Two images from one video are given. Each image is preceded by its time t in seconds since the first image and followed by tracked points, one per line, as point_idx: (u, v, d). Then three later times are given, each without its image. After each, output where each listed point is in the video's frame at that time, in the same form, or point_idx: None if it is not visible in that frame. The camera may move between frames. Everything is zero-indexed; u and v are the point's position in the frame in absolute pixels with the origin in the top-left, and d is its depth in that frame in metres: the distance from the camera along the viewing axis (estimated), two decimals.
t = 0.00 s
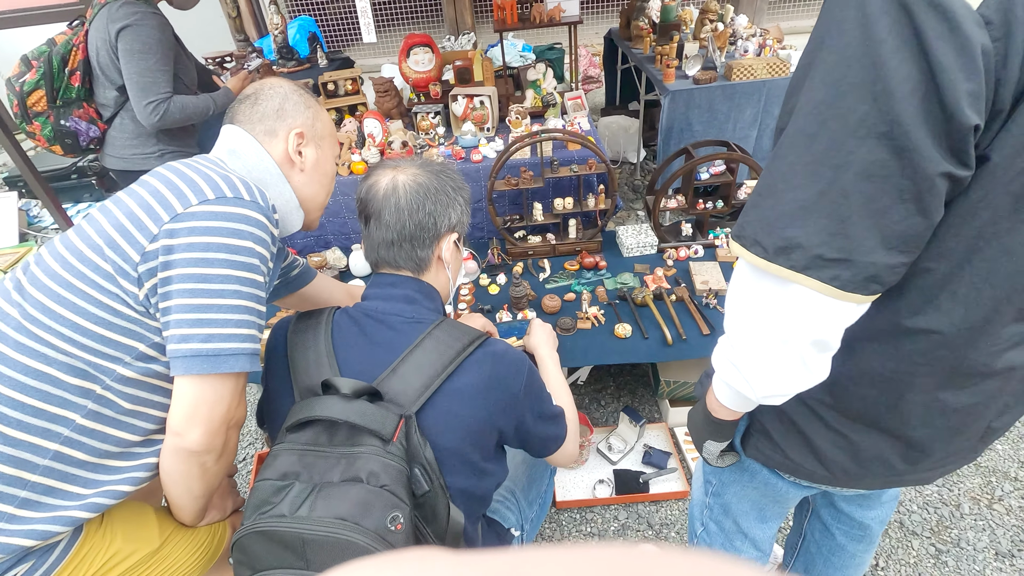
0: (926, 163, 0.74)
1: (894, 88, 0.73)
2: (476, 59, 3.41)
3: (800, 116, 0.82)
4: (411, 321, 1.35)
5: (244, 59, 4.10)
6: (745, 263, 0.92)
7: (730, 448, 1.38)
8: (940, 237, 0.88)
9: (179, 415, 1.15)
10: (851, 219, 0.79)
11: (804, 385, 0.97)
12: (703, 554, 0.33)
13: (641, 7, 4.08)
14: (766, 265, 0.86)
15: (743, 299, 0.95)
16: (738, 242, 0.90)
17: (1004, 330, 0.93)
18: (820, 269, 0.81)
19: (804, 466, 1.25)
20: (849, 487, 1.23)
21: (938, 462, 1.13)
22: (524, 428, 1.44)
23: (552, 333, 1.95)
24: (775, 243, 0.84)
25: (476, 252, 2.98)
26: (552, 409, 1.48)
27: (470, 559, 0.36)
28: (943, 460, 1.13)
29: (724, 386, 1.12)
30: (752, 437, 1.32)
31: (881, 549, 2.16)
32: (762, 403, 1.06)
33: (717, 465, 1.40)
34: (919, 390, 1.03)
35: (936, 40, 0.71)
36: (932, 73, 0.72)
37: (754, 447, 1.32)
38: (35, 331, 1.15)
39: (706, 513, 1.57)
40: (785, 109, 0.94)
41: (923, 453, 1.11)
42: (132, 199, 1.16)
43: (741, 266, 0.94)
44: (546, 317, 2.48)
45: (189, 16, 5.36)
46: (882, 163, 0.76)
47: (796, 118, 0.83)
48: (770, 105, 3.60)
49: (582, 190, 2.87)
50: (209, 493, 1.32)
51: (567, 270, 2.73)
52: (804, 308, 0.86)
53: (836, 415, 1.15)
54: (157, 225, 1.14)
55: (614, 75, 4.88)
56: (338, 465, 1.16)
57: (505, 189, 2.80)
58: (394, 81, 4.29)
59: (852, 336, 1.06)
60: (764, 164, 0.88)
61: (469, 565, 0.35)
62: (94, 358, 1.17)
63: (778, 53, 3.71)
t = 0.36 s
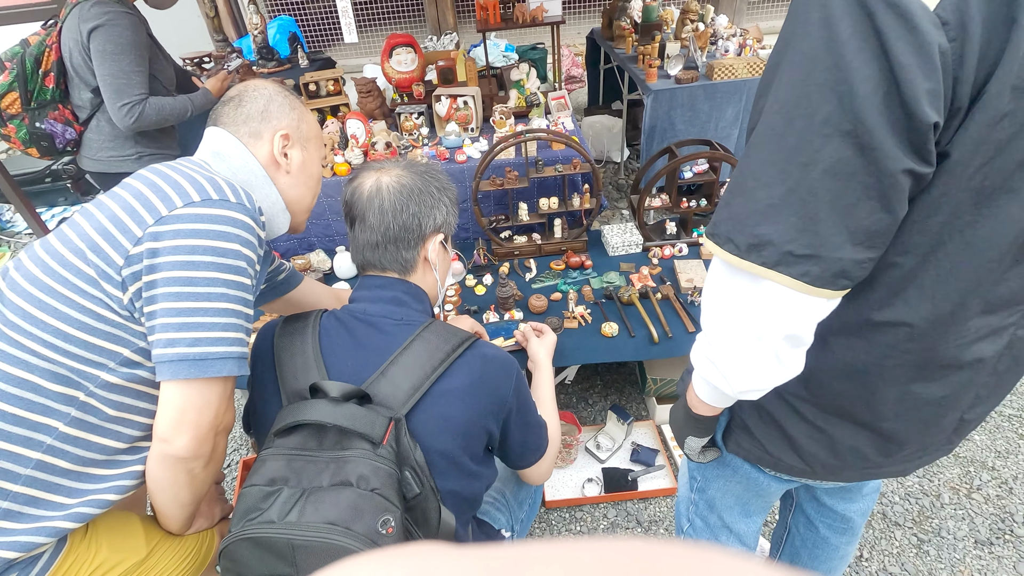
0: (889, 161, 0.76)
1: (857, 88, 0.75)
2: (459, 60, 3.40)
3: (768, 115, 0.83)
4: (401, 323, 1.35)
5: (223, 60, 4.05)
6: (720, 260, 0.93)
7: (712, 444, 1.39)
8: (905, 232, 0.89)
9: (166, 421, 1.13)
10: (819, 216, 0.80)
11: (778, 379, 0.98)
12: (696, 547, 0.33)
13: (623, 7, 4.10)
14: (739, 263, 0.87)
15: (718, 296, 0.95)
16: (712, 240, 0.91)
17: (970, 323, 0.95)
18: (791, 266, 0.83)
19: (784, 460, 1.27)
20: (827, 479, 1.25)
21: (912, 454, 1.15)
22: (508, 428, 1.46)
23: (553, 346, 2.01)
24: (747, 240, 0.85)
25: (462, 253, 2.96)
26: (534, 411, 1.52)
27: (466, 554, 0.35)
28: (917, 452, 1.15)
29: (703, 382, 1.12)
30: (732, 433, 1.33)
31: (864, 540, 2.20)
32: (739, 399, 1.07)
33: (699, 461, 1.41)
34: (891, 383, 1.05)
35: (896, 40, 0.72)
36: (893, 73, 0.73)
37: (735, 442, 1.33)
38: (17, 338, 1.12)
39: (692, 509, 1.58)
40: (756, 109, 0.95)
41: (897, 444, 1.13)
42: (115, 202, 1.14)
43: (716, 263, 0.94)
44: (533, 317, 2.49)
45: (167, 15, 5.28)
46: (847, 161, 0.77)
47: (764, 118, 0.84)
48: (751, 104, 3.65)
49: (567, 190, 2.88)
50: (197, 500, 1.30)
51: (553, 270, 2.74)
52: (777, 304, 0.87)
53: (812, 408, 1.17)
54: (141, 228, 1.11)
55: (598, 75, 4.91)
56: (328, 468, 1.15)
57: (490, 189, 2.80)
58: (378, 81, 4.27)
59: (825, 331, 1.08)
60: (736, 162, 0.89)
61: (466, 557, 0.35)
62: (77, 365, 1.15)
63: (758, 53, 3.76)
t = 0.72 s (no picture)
0: (875, 158, 0.76)
1: (843, 86, 0.75)
2: (456, 59, 3.40)
3: (757, 113, 0.83)
4: (400, 325, 1.35)
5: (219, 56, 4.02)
6: (710, 259, 0.93)
7: (706, 443, 1.39)
8: (893, 229, 0.89)
9: (160, 420, 1.12)
10: (807, 213, 0.80)
11: (770, 377, 0.98)
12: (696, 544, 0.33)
13: (619, 8, 4.10)
14: (729, 260, 0.87)
15: (709, 294, 0.95)
16: (702, 238, 0.91)
17: (959, 320, 0.95)
18: (780, 263, 0.83)
19: (777, 459, 1.26)
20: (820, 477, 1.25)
21: (904, 451, 1.15)
22: (506, 428, 1.46)
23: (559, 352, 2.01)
24: (736, 238, 0.85)
25: (459, 253, 2.96)
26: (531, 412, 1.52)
27: (471, 550, 0.35)
28: (909, 450, 1.15)
29: (695, 380, 1.12)
30: (726, 432, 1.33)
31: (861, 539, 2.20)
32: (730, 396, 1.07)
33: (692, 460, 1.41)
34: (881, 380, 1.05)
35: (881, 38, 0.73)
36: (878, 71, 0.74)
37: (729, 441, 1.33)
38: (9, 336, 1.11)
39: (687, 508, 1.58)
40: (745, 108, 0.95)
41: (888, 441, 1.13)
42: (109, 201, 1.14)
43: (706, 262, 0.94)
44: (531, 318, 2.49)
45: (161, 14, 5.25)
46: (834, 159, 0.77)
47: (753, 117, 0.84)
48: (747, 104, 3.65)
49: (564, 190, 2.88)
50: (192, 500, 1.29)
51: (550, 270, 2.74)
52: (767, 302, 0.87)
53: (804, 406, 1.17)
54: (135, 227, 1.11)
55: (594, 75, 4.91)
56: (326, 470, 1.14)
57: (487, 189, 2.79)
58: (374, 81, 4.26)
59: (815, 328, 1.08)
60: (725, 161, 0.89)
61: (470, 555, 0.35)
62: (70, 364, 1.14)
63: (754, 53, 3.76)
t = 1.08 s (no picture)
0: (864, 162, 0.76)
1: (831, 91, 0.74)
2: (459, 63, 3.41)
3: (747, 119, 0.83)
4: (402, 327, 1.34)
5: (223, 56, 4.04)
6: (704, 262, 0.93)
7: (702, 445, 1.38)
8: (883, 233, 0.89)
9: (155, 420, 1.13)
10: (797, 217, 0.80)
11: (764, 379, 0.97)
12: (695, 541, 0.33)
13: (623, 12, 4.10)
14: (721, 263, 0.87)
15: (703, 298, 0.95)
16: (695, 242, 0.90)
17: (950, 321, 0.95)
18: (772, 267, 0.82)
19: (774, 462, 1.26)
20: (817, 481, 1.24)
21: (900, 455, 1.15)
22: (508, 431, 1.45)
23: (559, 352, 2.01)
24: (728, 242, 0.85)
25: (461, 256, 2.97)
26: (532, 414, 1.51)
27: (472, 547, 0.35)
28: (905, 453, 1.15)
29: (690, 384, 1.12)
30: (723, 434, 1.32)
31: (863, 544, 2.19)
32: (725, 399, 1.06)
33: (689, 462, 1.39)
34: (875, 383, 1.05)
35: (868, 44, 0.72)
36: (865, 76, 0.73)
37: (726, 444, 1.32)
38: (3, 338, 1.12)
39: (686, 511, 1.58)
40: (737, 111, 0.95)
41: (883, 444, 1.13)
42: (102, 201, 1.14)
43: (700, 266, 0.94)
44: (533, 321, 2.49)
45: (166, 18, 5.28)
46: (823, 163, 0.77)
47: (743, 121, 0.83)
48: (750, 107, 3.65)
49: (566, 193, 2.89)
50: (188, 500, 1.29)
51: (552, 273, 2.74)
52: (760, 305, 0.86)
53: (799, 409, 1.16)
54: (129, 227, 1.11)
55: (598, 79, 4.92)
56: (327, 472, 1.14)
57: (489, 192, 2.79)
58: (377, 84, 4.27)
59: (808, 331, 1.07)
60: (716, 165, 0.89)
61: (472, 552, 0.35)
62: (65, 364, 1.14)
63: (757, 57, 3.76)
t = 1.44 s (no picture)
0: (859, 162, 0.75)
1: (826, 91, 0.74)
2: (463, 64, 3.42)
3: (744, 118, 0.83)
4: (407, 325, 1.35)
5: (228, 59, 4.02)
6: (700, 262, 0.92)
7: (700, 446, 1.37)
8: (880, 234, 0.89)
9: (143, 416, 1.14)
10: (793, 217, 0.80)
11: (760, 380, 0.97)
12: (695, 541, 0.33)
13: (626, 12, 4.10)
14: (717, 263, 0.86)
15: (699, 298, 0.95)
16: (692, 242, 0.90)
17: (947, 322, 0.95)
18: (768, 267, 0.82)
19: (772, 463, 1.25)
20: (815, 482, 1.24)
21: (898, 456, 1.14)
22: (513, 430, 1.45)
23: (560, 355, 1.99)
24: (724, 242, 0.85)
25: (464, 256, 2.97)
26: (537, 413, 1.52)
27: (474, 545, 0.36)
28: (903, 454, 1.14)
29: (687, 384, 1.12)
30: (720, 435, 1.32)
31: (867, 547, 2.18)
32: (722, 399, 1.06)
33: (687, 463, 1.38)
34: (872, 383, 1.05)
35: (863, 44, 0.72)
36: (860, 76, 0.73)
37: (723, 445, 1.32)
38: None
39: (685, 512, 1.57)
40: (734, 111, 0.95)
41: (881, 445, 1.12)
42: (73, 199, 1.13)
43: (696, 266, 0.94)
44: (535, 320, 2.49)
45: (172, 18, 5.28)
46: (819, 163, 0.77)
47: (740, 121, 0.83)
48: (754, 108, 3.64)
49: (569, 194, 2.89)
50: (184, 494, 1.31)
51: (555, 274, 2.74)
52: (756, 305, 0.86)
53: (796, 410, 1.16)
54: (103, 225, 1.10)
55: (601, 79, 4.92)
56: (333, 469, 1.14)
57: (492, 192, 2.78)
58: (381, 84, 4.28)
59: (806, 331, 1.07)
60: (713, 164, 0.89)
61: (472, 551, 0.35)
62: (48, 366, 1.15)
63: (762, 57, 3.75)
